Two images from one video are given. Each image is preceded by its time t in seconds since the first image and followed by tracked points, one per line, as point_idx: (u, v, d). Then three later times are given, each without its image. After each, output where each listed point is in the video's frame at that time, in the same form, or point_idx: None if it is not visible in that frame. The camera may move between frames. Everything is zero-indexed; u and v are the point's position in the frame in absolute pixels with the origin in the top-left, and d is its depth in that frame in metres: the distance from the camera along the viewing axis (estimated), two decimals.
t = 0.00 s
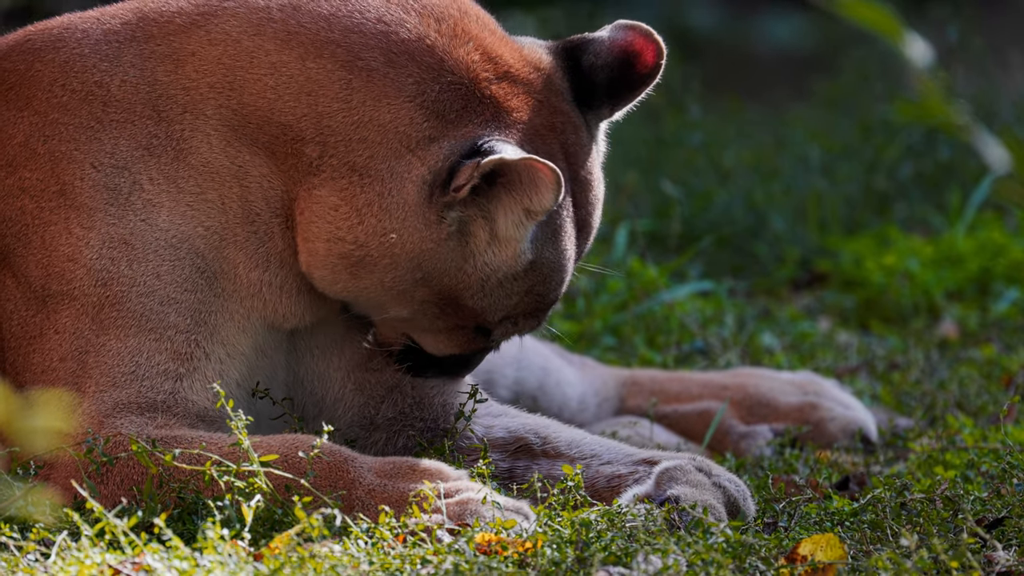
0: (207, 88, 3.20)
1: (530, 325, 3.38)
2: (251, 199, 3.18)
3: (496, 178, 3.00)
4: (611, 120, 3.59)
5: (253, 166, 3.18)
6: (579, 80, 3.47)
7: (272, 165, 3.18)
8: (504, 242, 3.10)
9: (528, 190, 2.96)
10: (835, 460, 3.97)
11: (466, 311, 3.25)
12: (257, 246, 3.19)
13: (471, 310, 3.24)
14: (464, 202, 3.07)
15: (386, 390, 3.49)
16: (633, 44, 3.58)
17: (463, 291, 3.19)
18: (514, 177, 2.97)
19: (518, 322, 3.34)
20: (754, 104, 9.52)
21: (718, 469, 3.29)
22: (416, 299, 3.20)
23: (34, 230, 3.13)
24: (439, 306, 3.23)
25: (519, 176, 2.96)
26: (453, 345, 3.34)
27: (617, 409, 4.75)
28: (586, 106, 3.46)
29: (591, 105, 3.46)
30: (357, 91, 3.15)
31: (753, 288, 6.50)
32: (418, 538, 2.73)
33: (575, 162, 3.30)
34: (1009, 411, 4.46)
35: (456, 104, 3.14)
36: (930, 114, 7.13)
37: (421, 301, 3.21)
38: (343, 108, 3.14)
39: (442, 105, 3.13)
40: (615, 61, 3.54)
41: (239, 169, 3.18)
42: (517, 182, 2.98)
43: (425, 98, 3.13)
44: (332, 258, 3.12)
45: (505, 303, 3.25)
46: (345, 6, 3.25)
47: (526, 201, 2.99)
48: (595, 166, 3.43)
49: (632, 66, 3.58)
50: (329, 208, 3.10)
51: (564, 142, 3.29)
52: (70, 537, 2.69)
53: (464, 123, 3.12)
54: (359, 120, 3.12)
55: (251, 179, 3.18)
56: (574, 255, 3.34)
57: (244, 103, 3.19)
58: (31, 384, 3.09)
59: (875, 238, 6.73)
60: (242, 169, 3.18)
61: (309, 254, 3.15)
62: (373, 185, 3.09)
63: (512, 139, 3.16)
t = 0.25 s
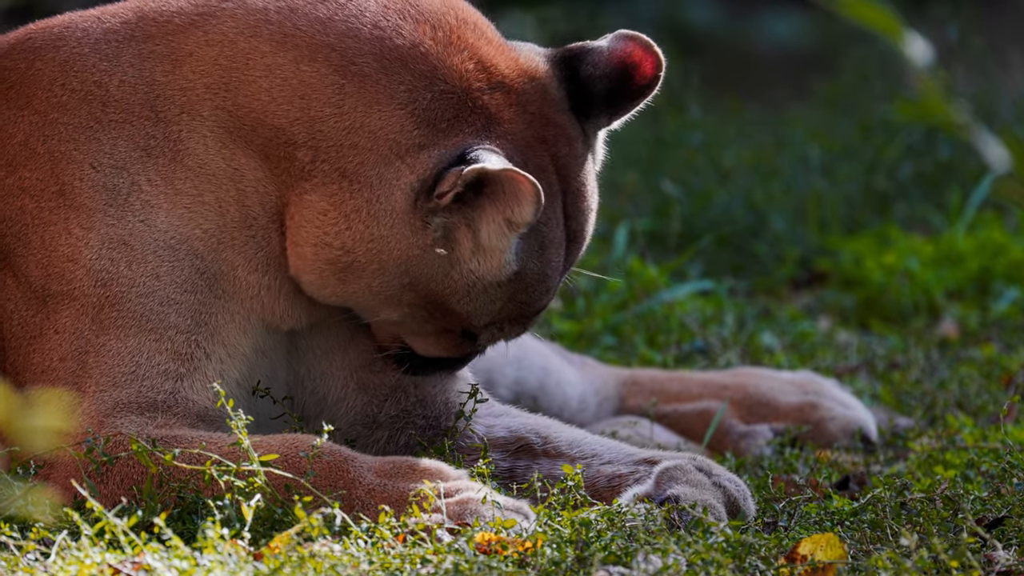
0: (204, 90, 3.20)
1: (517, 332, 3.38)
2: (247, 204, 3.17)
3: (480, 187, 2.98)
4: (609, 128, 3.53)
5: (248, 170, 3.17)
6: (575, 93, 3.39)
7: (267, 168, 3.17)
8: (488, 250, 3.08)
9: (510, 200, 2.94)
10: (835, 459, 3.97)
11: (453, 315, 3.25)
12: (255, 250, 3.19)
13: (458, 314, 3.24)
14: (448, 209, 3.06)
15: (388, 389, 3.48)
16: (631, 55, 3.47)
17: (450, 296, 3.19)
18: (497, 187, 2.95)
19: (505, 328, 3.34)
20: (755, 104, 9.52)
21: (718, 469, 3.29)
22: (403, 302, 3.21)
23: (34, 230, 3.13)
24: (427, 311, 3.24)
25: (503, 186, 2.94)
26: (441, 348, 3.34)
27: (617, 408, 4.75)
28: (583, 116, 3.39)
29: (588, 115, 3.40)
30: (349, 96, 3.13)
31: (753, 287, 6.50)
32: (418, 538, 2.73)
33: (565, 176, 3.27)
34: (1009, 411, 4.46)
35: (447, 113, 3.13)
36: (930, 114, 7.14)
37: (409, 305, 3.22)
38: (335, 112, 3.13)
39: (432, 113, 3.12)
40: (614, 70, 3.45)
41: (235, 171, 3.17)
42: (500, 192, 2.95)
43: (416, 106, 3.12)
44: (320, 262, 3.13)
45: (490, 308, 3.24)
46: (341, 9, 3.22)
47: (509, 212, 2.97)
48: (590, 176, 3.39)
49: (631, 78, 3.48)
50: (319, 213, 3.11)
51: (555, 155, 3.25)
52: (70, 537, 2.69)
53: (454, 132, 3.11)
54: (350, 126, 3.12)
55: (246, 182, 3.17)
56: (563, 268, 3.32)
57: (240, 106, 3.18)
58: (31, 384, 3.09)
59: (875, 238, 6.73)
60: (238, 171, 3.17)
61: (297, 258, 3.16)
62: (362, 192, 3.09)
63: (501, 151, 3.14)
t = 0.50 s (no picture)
0: (198, 90, 3.20)
1: (521, 327, 3.34)
2: (243, 207, 3.17)
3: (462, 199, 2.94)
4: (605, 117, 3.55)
5: (243, 171, 3.17)
6: (572, 78, 3.40)
7: (261, 169, 3.17)
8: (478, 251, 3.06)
9: (492, 215, 2.91)
10: (835, 456, 3.98)
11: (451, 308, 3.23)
12: (254, 250, 3.19)
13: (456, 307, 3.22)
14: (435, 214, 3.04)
15: (389, 385, 3.47)
16: (627, 41, 3.49)
17: (448, 292, 3.17)
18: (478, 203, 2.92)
19: (506, 323, 3.30)
20: (754, 101, 9.52)
21: (718, 466, 3.29)
22: (402, 295, 3.19)
23: (31, 228, 3.13)
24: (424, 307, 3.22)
25: (484, 204, 2.90)
26: (444, 347, 3.33)
27: (617, 405, 4.75)
28: (579, 102, 3.40)
29: (585, 101, 3.41)
30: (341, 97, 3.13)
31: (753, 284, 6.49)
32: (418, 535, 2.73)
33: (561, 168, 3.22)
34: (1010, 407, 4.46)
35: (438, 112, 3.11)
36: (930, 109, 7.22)
37: (407, 299, 3.20)
38: (327, 113, 3.13)
39: (424, 114, 3.11)
40: (609, 55, 3.47)
41: (230, 172, 3.17)
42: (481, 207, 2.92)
43: (408, 106, 3.11)
44: (322, 265, 3.14)
45: (487, 300, 3.21)
46: (334, 9, 3.22)
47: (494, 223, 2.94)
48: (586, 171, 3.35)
49: (626, 64, 3.50)
50: (312, 215, 3.11)
51: (550, 147, 3.21)
52: (70, 534, 2.69)
53: (443, 130, 3.09)
54: (342, 127, 3.11)
55: (241, 184, 3.17)
56: (562, 259, 3.27)
57: (234, 106, 3.18)
58: (30, 381, 3.08)
59: (874, 235, 6.73)
60: (232, 172, 3.17)
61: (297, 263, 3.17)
62: (355, 192, 3.09)
63: (492, 146, 3.10)
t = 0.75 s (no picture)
0: (195, 87, 3.19)
1: (510, 333, 3.35)
2: (241, 201, 3.18)
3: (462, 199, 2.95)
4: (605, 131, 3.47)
5: (240, 169, 3.17)
6: (567, 95, 3.33)
7: (257, 168, 3.17)
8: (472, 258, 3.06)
9: (492, 215, 2.91)
10: (835, 451, 3.98)
11: (440, 317, 3.24)
12: (252, 247, 3.20)
13: (444, 317, 3.23)
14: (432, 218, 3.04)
15: (385, 381, 3.48)
16: (625, 58, 3.40)
17: (437, 300, 3.18)
18: (478, 202, 2.92)
19: (496, 329, 3.31)
20: (754, 96, 9.52)
21: (717, 461, 3.29)
22: (392, 304, 3.22)
23: (30, 224, 3.12)
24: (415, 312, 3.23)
25: (482, 200, 2.90)
26: (433, 348, 3.33)
27: (616, 400, 4.75)
28: (575, 118, 3.33)
29: (580, 117, 3.34)
30: (337, 99, 3.13)
31: (753, 279, 6.49)
32: (418, 529, 2.72)
33: (554, 177, 3.21)
34: (1009, 403, 4.46)
35: (433, 117, 3.11)
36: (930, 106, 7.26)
37: (397, 307, 3.22)
38: (323, 116, 3.13)
39: (419, 117, 3.11)
40: (608, 71, 3.38)
41: (227, 170, 3.17)
42: (481, 207, 2.92)
43: (403, 109, 3.11)
44: (310, 265, 3.14)
45: (477, 312, 3.22)
46: (332, 10, 3.22)
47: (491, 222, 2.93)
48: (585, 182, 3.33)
49: (625, 81, 3.40)
50: (306, 216, 3.11)
51: (542, 157, 3.19)
52: (70, 529, 2.69)
53: (438, 135, 3.09)
54: (337, 129, 3.12)
55: (237, 182, 3.17)
56: (554, 269, 3.27)
57: (231, 105, 3.18)
58: (30, 376, 3.08)
59: (874, 230, 6.73)
60: (229, 170, 3.17)
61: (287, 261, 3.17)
62: (349, 195, 3.09)
63: (484, 154, 3.10)
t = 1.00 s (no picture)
0: (191, 82, 3.18)
1: (494, 335, 3.33)
2: (233, 200, 3.16)
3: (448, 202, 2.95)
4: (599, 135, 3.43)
5: (232, 165, 3.16)
6: (562, 103, 3.29)
7: (250, 164, 3.16)
8: (455, 262, 3.05)
9: (475, 220, 2.91)
10: (834, 445, 3.98)
11: (426, 317, 3.23)
12: (243, 243, 3.18)
13: (429, 318, 3.23)
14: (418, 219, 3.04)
15: (380, 375, 3.48)
16: (621, 67, 3.35)
17: (422, 300, 3.18)
18: (463, 206, 2.92)
19: (481, 331, 3.29)
20: (754, 90, 9.52)
21: (716, 455, 3.29)
22: (377, 303, 3.21)
23: (27, 217, 3.12)
24: (401, 311, 3.23)
25: (466, 202, 2.89)
26: (419, 348, 3.33)
27: (615, 394, 4.75)
28: (569, 125, 3.29)
29: (575, 125, 3.29)
30: (330, 98, 3.12)
31: (752, 273, 6.48)
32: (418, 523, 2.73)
33: (545, 186, 3.17)
34: (1008, 397, 4.46)
35: (425, 122, 3.10)
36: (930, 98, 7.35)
37: (383, 305, 3.22)
38: (316, 115, 3.12)
39: (411, 121, 3.10)
40: (604, 79, 3.33)
41: (219, 165, 3.16)
42: (465, 211, 2.92)
43: (395, 112, 3.10)
44: (296, 265, 3.13)
45: (463, 314, 3.21)
46: (328, 10, 3.21)
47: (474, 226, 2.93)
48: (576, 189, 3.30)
49: (619, 90, 3.36)
50: (296, 215, 3.11)
51: (532, 166, 3.15)
52: (69, 523, 2.69)
53: (430, 141, 3.08)
54: (330, 129, 3.11)
55: (229, 178, 3.16)
56: (540, 276, 3.24)
57: (226, 100, 3.17)
58: (28, 370, 3.08)
59: (874, 223, 6.73)
60: (221, 165, 3.16)
61: (272, 258, 3.16)
62: (338, 197, 3.08)
63: (475, 161, 3.08)
